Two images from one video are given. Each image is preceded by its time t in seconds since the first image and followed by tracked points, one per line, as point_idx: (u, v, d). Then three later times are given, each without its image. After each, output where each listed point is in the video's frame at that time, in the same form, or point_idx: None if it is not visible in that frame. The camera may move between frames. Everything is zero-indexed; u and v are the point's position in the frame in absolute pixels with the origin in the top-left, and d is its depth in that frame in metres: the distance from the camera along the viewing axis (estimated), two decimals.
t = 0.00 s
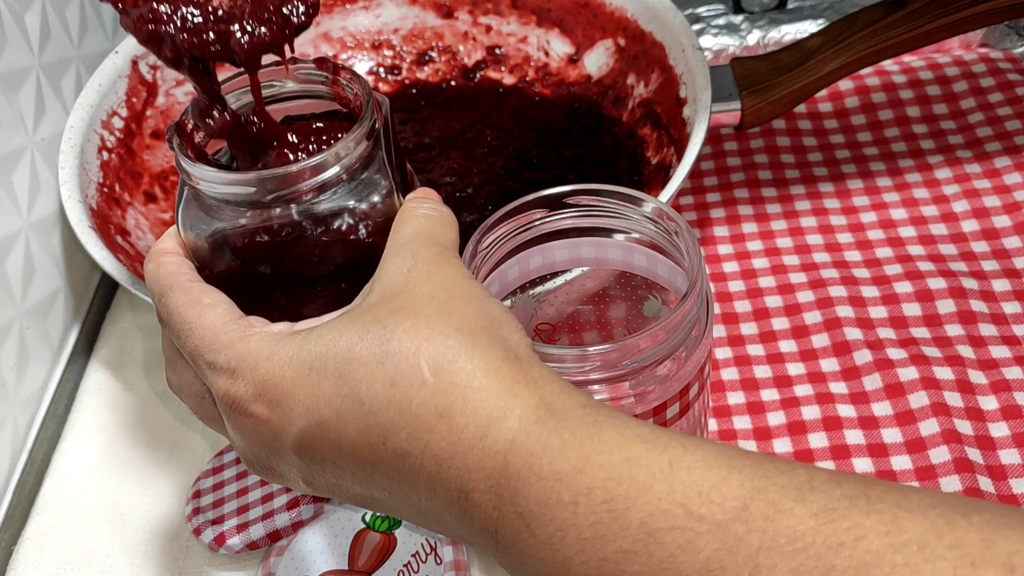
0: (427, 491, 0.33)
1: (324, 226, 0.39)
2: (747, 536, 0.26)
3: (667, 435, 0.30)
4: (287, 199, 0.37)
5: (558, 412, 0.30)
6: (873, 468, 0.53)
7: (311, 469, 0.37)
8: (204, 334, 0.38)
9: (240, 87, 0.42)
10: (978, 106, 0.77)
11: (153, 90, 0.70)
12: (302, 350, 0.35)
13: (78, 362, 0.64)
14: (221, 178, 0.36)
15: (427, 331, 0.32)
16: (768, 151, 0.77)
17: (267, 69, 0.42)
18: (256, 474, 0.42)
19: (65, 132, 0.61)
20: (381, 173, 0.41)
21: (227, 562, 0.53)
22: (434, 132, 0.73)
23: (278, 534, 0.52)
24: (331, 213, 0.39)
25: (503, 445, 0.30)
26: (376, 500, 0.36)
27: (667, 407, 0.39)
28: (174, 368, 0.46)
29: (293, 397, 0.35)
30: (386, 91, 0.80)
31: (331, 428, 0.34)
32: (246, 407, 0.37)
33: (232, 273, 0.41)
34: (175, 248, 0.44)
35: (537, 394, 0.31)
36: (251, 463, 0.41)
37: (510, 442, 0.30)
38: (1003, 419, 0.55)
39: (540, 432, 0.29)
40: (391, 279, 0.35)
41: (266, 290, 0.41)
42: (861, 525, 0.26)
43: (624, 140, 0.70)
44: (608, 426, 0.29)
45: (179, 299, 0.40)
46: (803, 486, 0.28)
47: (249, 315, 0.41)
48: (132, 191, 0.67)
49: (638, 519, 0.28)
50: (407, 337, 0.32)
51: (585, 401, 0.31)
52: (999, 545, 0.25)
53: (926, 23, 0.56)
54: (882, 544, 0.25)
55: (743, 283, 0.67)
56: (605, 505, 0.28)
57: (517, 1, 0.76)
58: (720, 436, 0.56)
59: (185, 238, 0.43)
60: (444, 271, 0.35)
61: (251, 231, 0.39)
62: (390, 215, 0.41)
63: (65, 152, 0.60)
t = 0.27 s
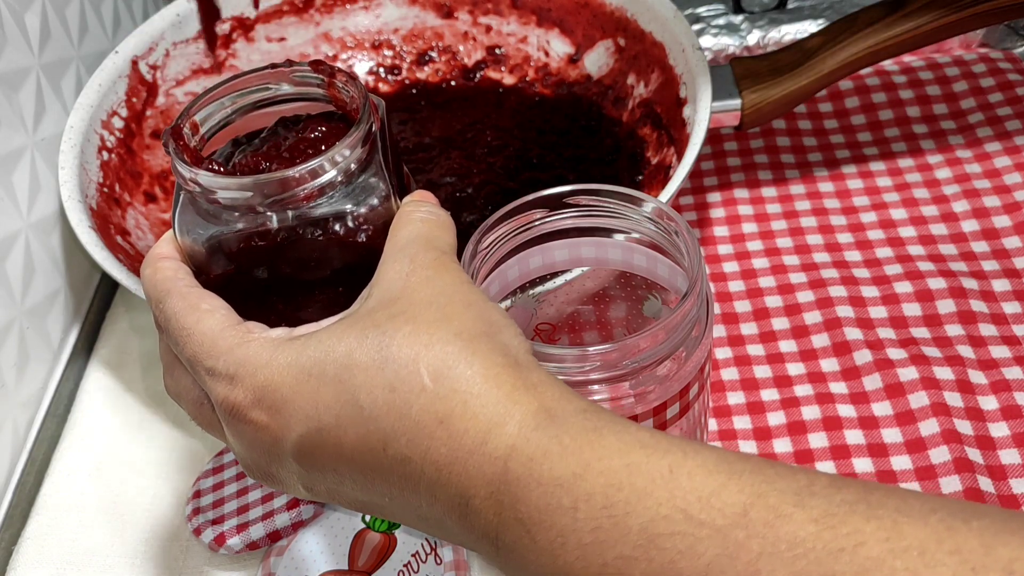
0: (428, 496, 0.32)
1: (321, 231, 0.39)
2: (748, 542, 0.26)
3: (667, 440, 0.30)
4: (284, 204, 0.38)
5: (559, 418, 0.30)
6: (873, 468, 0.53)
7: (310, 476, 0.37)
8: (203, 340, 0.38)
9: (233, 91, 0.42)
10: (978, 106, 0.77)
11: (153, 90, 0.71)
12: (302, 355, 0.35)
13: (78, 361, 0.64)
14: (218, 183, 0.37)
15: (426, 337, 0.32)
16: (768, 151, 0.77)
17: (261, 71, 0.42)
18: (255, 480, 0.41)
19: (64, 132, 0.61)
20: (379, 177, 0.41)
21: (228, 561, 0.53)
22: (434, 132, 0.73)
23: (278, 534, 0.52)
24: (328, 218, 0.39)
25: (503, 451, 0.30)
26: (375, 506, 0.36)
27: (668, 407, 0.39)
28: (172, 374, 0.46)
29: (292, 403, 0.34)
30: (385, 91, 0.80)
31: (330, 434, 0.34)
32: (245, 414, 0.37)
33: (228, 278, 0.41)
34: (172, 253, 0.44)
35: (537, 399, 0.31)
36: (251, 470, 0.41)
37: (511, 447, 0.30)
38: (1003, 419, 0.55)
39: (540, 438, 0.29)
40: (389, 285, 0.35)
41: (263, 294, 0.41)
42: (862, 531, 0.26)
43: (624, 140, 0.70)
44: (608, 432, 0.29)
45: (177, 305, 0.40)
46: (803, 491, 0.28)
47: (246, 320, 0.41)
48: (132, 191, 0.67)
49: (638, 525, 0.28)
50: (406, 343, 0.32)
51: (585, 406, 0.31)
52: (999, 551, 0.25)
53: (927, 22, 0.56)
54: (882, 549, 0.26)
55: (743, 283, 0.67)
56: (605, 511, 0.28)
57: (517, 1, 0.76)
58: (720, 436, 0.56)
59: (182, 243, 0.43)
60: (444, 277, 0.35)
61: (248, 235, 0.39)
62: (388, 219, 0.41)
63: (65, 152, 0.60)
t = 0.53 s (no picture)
0: (422, 509, 0.32)
1: (319, 238, 0.39)
2: (746, 555, 0.26)
3: (664, 453, 0.30)
4: (280, 212, 0.38)
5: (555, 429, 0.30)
6: (873, 469, 0.53)
7: (304, 487, 0.37)
8: (197, 348, 0.38)
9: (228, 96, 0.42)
10: (978, 106, 0.77)
11: (153, 90, 0.71)
12: (296, 366, 0.35)
13: (79, 361, 0.64)
14: (214, 190, 0.36)
15: (422, 347, 0.32)
16: (768, 151, 0.77)
17: (257, 77, 0.42)
18: (249, 490, 0.41)
19: (65, 132, 0.61)
20: (376, 184, 0.41)
21: (228, 561, 0.53)
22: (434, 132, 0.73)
23: (277, 534, 0.52)
24: (325, 226, 0.39)
25: (498, 463, 0.30)
26: (369, 518, 0.36)
27: (668, 407, 0.39)
28: (167, 382, 0.46)
29: (286, 413, 0.35)
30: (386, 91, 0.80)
31: (325, 445, 0.34)
32: (239, 423, 0.37)
33: (223, 285, 0.41)
34: (167, 259, 0.44)
35: (532, 411, 0.31)
36: (245, 480, 0.40)
37: (506, 460, 0.30)
38: (1003, 419, 0.55)
39: (536, 449, 0.29)
40: (385, 295, 0.35)
41: (259, 301, 0.41)
42: (860, 544, 0.26)
43: (624, 140, 0.70)
44: (604, 445, 0.30)
45: (171, 313, 0.40)
46: (801, 504, 0.28)
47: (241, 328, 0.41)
48: (132, 191, 0.67)
49: (633, 539, 0.28)
50: (402, 353, 0.32)
51: (581, 418, 0.31)
52: (998, 564, 0.25)
53: (927, 20, 0.56)
54: (880, 563, 0.25)
55: (743, 283, 0.67)
56: (600, 524, 0.28)
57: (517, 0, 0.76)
58: (720, 436, 0.56)
59: (177, 249, 0.43)
60: (441, 286, 0.35)
61: (244, 243, 0.39)
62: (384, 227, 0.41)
63: (65, 152, 0.60)
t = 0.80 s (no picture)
0: (422, 516, 0.32)
1: (319, 242, 0.39)
2: (751, 564, 0.26)
3: (668, 461, 0.30)
4: (280, 215, 0.38)
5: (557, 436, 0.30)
6: (873, 469, 0.53)
7: (303, 492, 0.37)
8: (194, 353, 0.38)
9: (228, 97, 0.42)
10: (978, 106, 0.77)
11: (153, 90, 0.71)
12: (294, 372, 0.35)
13: (78, 361, 0.64)
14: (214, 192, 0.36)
15: (423, 353, 0.32)
16: (768, 151, 0.78)
17: (257, 79, 0.42)
18: (246, 495, 0.41)
19: (65, 132, 0.61)
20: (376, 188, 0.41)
21: (229, 562, 0.53)
22: (434, 132, 0.73)
23: (278, 534, 0.52)
24: (325, 229, 0.39)
25: (499, 471, 0.30)
26: (368, 525, 0.36)
27: (668, 407, 0.39)
28: (164, 386, 0.46)
29: (285, 419, 0.35)
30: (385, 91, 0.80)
31: (324, 451, 0.34)
32: (237, 429, 0.37)
33: (221, 288, 0.41)
34: (165, 263, 0.44)
35: (533, 418, 0.31)
36: (242, 485, 0.40)
37: (507, 467, 0.30)
38: (1003, 419, 0.55)
39: (538, 457, 0.30)
40: (385, 300, 0.35)
41: (258, 305, 0.41)
42: (867, 553, 0.26)
43: (623, 140, 0.70)
44: (607, 453, 0.30)
45: (169, 316, 0.40)
46: (806, 512, 0.28)
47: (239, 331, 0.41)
48: (132, 191, 0.67)
49: (637, 547, 0.28)
50: (402, 359, 0.32)
51: (582, 425, 0.31)
52: (1007, 571, 0.25)
53: (927, 20, 0.56)
54: (888, 571, 0.26)
55: (743, 283, 0.67)
56: (604, 533, 0.28)
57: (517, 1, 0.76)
58: (720, 436, 0.56)
59: (175, 252, 0.43)
60: (442, 290, 0.35)
61: (244, 246, 0.39)
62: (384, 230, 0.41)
63: (65, 152, 0.60)
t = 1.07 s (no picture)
0: (423, 529, 0.32)
1: (322, 250, 0.39)
2: None
3: (670, 474, 0.30)
4: (284, 222, 0.38)
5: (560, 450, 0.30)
6: (873, 469, 0.53)
7: (304, 503, 0.37)
8: (198, 360, 0.38)
9: (234, 103, 0.42)
10: (978, 106, 0.77)
11: (153, 90, 0.71)
12: (298, 382, 0.35)
13: (79, 361, 0.64)
14: (219, 199, 0.36)
15: (426, 365, 0.33)
16: (768, 151, 0.77)
17: (264, 85, 0.42)
18: (247, 505, 0.41)
19: (64, 132, 0.61)
20: (381, 196, 0.41)
21: (229, 562, 0.53)
22: (434, 132, 0.73)
23: (277, 534, 0.52)
24: (329, 237, 0.39)
25: (501, 485, 0.30)
26: (369, 537, 0.36)
27: (668, 407, 0.39)
28: (167, 394, 0.46)
29: (287, 429, 0.35)
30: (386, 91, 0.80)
31: (326, 462, 0.34)
32: (239, 438, 0.37)
33: (225, 294, 0.41)
34: (169, 269, 0.44)
35: (537, 432, 0.31)
36: (243, 495, 0.40)
37: (510, 481, 0.30)
38: (1003, 419, 0.55)
39: (540, 472, 0.30)
40: (389, 309, 0.35)
41: (261, 312, 0.41)
42: (872, 567, 0.26)
43: (624, 140, 0.70)
44: (609, 466, 0.30)
45: (173, 323, 0.40)
46: (811, 526, 0.28)
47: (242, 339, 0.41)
48: (132, 191, 0.67)
49: (639, 562, 0.28)
50: (406, 370, 0.33)
51: (585, 438, 0.31)
52: None
53: (927, 20, 0.56)
54: None
55: (743, 283, 0.67)
56: (606, 547, 0.28)
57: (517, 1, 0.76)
58: (720, 436, 0.56)
59: (179, 259, 0.43)
60: (445, 300, 0.35)
61: (247, 253, 0.39)
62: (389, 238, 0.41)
63: (65, 152, 0.60)
